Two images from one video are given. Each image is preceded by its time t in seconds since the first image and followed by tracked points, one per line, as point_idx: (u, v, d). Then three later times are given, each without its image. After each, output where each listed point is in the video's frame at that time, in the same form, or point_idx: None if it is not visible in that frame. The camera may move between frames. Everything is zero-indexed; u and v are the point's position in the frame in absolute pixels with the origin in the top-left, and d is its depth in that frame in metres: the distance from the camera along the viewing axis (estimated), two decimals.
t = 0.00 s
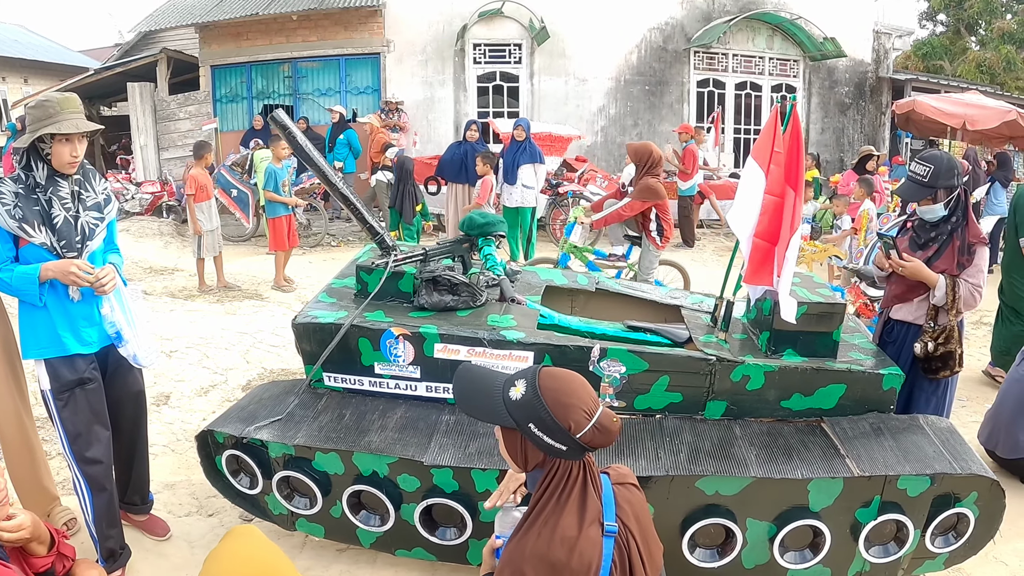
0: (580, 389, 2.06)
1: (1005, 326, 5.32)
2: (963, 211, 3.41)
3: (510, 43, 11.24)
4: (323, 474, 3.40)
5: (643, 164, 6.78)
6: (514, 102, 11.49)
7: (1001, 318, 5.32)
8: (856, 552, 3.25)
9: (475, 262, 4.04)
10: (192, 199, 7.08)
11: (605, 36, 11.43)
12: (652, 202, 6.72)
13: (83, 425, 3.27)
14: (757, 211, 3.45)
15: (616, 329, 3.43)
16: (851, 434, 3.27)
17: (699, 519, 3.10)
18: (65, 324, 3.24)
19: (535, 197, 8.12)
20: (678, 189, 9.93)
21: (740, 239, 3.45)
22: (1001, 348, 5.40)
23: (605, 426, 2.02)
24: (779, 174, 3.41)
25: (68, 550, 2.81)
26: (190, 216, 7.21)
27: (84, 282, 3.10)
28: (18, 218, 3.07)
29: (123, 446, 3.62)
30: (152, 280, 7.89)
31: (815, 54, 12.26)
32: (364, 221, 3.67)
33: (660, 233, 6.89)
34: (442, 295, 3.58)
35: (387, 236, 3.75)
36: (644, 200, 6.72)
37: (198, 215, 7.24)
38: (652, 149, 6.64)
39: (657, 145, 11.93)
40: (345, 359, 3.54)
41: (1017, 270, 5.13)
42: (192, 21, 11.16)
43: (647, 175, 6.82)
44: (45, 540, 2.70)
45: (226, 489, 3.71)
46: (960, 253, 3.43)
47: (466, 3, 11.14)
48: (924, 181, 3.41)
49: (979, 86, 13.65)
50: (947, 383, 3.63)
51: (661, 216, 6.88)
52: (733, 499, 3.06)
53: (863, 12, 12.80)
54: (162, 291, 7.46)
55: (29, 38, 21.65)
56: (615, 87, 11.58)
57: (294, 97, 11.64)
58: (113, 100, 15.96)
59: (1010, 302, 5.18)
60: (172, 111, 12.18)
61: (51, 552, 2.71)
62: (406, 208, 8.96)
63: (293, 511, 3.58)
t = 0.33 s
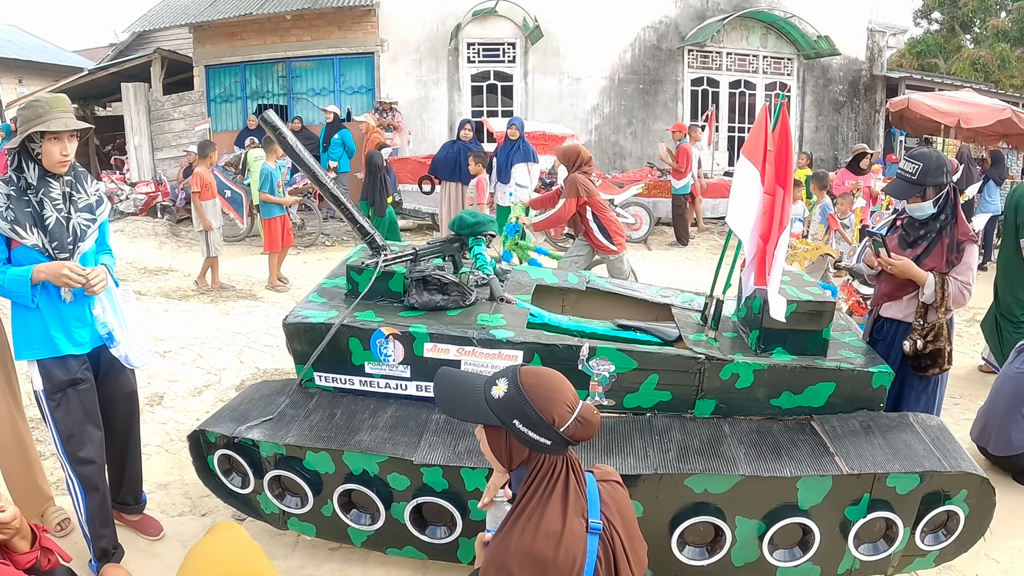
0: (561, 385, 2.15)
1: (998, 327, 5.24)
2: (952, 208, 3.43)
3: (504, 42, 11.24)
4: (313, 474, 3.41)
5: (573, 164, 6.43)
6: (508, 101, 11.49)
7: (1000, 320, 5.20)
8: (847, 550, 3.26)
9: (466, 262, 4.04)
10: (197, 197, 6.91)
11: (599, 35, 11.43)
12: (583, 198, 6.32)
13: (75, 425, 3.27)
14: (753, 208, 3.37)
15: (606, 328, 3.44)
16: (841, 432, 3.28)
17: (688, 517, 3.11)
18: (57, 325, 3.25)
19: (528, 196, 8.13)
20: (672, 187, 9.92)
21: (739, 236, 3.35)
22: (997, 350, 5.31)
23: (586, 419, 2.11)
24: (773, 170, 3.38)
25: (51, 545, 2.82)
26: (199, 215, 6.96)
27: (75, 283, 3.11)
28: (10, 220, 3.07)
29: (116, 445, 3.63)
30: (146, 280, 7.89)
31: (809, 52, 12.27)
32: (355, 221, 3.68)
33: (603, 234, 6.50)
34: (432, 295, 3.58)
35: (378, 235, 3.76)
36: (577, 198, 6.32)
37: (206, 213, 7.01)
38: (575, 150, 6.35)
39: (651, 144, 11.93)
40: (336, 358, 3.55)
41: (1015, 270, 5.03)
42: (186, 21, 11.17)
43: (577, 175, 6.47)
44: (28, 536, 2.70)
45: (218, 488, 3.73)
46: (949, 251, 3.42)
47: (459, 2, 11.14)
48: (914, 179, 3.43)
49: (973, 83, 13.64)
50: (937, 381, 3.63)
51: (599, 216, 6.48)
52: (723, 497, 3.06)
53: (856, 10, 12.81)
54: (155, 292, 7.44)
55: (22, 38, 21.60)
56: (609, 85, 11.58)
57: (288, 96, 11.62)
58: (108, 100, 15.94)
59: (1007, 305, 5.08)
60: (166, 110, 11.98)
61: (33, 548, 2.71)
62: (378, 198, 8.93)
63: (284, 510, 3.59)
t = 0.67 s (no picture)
0: (540, 380, 2.20)
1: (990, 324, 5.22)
2: (935, 204, 3.46)
3: (495, 42, 11.23)
4: (300, 472, 3.43)
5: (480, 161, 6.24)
6: (499, 100, 11.49)
7: (992, 316, 5.18)
8: (831, 546, 3.27)
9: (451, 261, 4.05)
10: (192, 198, 6.85)
11: (590, 34, 11.44)
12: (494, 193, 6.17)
13: (65, 425, 3.27)
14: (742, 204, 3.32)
15: (591, 326, 3.45)
16: (825, 429, 3.28)
17: (672, 514, 3.11)
18: (46, 325, 3.25)
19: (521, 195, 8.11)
20: (663, 185, 9.87)
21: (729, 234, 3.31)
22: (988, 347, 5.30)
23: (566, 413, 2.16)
24: (759, 168, 3.35)
25: (31, 546, 2.83)
26: (192, 216, 6.93)
27: (63, 283, 3.11)
28: None
29: (105, 444, 3.63)
30: (137, 281, 7.91)
31: (800, 50, 12.27)
32: (340, 220, 3.70)
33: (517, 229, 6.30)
34: (418, 294, 3.58)
35: (364, 234, 3.78)
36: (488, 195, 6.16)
37: (200, 213, 6.98)
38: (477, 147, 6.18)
39: (642, 143, 11.93)
40: (322, 357, 3.58)
41: (1004, 269, 5.03)
42: (177, 21, 11.16)
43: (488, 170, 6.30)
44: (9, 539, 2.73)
45: (207, 487, 3.74)
46: (933, 248, 3.45)
47: (450, 2, 11.14)
48: (897, 175, 3.45)
49: (964, 81, 13.67)
50: (923, 376, 3.64)
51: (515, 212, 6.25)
52: (706, 494, 3.07)
53: (847, 9, 12.82)
54: (146, 292, 7.45)
55: (13, 38, 21.55)
56: (600, 84, 11.59)
57: (280, 96, 11.62)
58: (100, 101, 15.93)
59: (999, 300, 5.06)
60: (158, 111, 12.22)
61: (16, 552, 2.74)
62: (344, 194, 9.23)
63: (271, 508, 3.60)
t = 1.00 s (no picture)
0: (512, 373, 2.22)
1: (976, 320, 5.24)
2: (913, 199, 3.49)
3: (483, 41, 11.26)
4: (281, 469, 3.46)
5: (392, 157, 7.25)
6: (488, 99, 11.49)
7: (978, 311, 5.20)
8: (811, 541, 3.28)
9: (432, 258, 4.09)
10: (181, 199, 6.87)
11: (578, 33, 11.46)
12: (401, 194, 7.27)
13: (50, 423, 3.29)
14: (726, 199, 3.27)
15: (570, 322, 3.47)
16: (804, 424, 3.28)
17: (651, 509, 3.12)
18: (32, 324, 3.26)
19: (508, 193, 7.97)
20: (652, 183, 9.89)
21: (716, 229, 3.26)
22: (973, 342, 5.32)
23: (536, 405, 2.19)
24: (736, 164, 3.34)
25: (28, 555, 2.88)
26: (181, 217, 6.93)
27: (47, 284, 3.13)
28: None
29: (90, 442, 3.65)
30: (126, 281, 7.93)
31: (789, 48, 12.29)
32: (321, 218, 3.74)
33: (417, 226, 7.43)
34: (398, 291, 3.63)
35: (345, 233, 3.82)
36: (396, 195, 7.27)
37: (188, 214, 6.98)
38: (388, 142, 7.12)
39: (632, 141, 11.93)
40: (303, 354, 3.62)
41: (987, 266, 5.04)
42: (166, 22, 11.18)
43: (397, 167, 7.36)
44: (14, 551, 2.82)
45: (191, 484, 3.76)
46: (912, 242, 3.47)
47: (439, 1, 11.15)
48: (876, 170, 3.49)
49: (954, 78, 13.68)
50: (903, 371, 3.65)
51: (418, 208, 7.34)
52: (683, 489, 3.08)
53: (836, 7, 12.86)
54: (135, 292, 7.47)
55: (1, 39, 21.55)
56: (589, 83, 11.59)
57: (269, 96, 11.61)
58: (91, 102, 15.94)
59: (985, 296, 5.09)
60: (148, 112, 12.28)
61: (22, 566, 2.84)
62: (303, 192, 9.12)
63: (254, 505, 3.63)
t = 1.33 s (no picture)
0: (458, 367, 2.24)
1: (950, 313, 5.26)
2: (874, 191, 3.54)
3: (461, 39, 11.27)
4: (248, 465, 3.49)
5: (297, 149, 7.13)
6: (466, 98, 11.50)
7: (950, 303, 5.24)
8: (772, 533, 3.30)
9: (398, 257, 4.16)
10: (158, 200, 6.91)
11: (555, 31, 11.47)
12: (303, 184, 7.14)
13: (23, 423, 3.30)
14: (663, 203, 3.34)
15: (533, 318, 3.51)
16: (764, 416, 3.31)
17: (610, 501, 3.16)
18: (4, 326, 3.26)
19: (484, 191, 7.99)
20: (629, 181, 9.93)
21: (648, 234, 3.32)
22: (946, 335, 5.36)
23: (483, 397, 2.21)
24: (690, 166, 3.35)
25: None
26: (158, 219, 6.99)
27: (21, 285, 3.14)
28: None
29: (63, 440, 3.66)
30: (104, 284, 7.94)
31: (766, 44, 12.36)
32: (287, 217, 3.83)
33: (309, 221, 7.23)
34: (362, 289, 3.68)
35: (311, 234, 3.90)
36: (298, 184, 7.14)
37: (167, 215, 7.04)
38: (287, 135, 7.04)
39: (609, 138, 11.94)
40: (268, 352, 3.66)
41: (959, 259, 5.08)
42: (144, 23, 11.17)
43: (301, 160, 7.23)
44: None
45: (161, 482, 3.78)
46: (872, 234, 3.52)
47: None
48: (836, 162, 3.53)
49: (932, 73, 13.77)
50: (867, 363, 3.67)
51: (313, 205, 7.17)
52: (642, 481, 3.12)
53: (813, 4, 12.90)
54: (114, 294, 7.49)
55: None
56: (567, 80, 11.61)
57: (247, 97, 11.61)
58: (69, 104, 15.89)
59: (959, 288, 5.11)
60: (126, 113, 12.25)
61: None
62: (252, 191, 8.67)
63: (222, 502, 3.65)
